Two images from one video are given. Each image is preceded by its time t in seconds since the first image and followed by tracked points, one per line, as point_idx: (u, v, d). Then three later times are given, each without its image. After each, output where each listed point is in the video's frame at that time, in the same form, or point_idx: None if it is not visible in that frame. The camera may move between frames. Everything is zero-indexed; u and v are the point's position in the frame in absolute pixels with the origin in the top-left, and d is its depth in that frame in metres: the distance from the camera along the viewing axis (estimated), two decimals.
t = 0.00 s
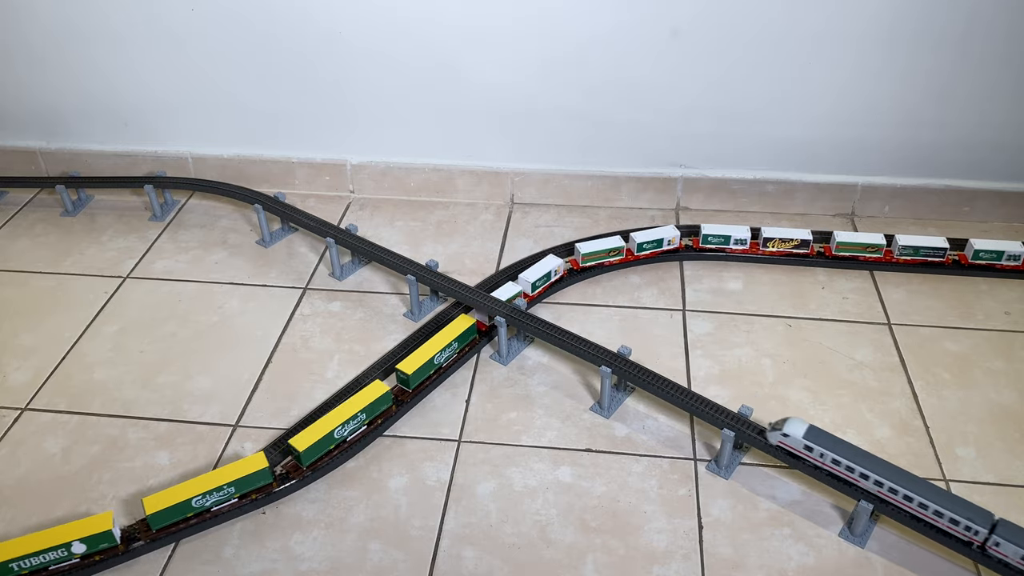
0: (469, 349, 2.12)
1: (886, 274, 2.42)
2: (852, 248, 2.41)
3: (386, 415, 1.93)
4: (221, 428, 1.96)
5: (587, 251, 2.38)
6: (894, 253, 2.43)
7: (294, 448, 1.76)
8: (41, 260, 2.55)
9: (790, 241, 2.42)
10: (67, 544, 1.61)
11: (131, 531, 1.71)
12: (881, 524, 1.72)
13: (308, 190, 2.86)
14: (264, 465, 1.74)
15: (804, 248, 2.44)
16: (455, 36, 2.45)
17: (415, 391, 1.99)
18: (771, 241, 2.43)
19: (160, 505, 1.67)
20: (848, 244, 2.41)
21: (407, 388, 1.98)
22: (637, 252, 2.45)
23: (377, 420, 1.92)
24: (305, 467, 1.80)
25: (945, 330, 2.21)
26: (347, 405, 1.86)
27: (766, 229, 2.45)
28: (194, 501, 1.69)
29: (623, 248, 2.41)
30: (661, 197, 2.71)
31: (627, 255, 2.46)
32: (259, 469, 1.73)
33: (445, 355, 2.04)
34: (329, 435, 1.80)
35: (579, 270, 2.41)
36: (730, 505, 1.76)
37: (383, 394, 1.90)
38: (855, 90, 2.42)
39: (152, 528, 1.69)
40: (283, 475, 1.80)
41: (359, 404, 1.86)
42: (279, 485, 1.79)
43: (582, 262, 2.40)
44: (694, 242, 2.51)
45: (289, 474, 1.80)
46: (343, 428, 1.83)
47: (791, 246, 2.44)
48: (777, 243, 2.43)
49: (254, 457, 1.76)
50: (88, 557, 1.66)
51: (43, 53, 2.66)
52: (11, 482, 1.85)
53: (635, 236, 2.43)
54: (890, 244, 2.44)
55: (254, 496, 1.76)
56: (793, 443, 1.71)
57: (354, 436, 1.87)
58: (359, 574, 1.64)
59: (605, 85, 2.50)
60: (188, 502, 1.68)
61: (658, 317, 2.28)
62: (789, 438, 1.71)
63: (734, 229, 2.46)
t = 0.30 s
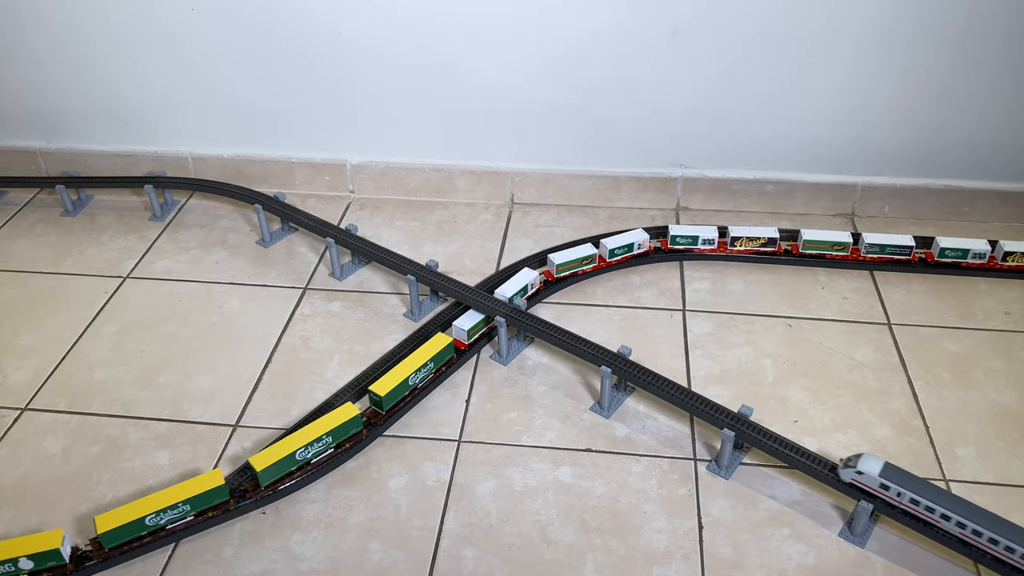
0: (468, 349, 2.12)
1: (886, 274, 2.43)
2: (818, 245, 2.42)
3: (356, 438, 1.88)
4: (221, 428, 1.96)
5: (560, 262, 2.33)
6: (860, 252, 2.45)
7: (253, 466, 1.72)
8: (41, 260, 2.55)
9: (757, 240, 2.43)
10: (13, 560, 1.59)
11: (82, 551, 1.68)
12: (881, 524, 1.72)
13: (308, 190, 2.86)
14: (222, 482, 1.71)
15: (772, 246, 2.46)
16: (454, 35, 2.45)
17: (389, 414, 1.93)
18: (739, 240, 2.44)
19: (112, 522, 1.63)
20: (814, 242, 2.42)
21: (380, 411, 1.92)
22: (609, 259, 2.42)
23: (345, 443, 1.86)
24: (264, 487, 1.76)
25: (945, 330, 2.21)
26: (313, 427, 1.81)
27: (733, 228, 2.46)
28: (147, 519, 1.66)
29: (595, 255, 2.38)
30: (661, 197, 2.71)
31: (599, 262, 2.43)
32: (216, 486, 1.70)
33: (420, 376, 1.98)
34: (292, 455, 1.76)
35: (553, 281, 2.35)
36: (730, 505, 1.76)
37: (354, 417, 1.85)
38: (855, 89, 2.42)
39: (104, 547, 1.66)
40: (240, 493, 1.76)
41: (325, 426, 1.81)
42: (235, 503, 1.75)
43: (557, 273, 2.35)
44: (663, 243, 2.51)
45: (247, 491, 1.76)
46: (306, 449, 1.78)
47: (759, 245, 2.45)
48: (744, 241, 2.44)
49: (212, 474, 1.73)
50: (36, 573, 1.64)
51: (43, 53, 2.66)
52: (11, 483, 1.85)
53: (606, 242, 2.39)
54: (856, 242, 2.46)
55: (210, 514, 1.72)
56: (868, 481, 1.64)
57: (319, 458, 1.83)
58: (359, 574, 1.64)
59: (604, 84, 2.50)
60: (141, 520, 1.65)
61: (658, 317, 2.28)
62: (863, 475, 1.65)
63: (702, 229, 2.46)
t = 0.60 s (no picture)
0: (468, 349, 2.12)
1: (886, 274, 2.43)
2: (785, 244, 2.43)
3: (320, 462, 1.83)
4: (221, 428, 1.96)
5: (536, 275, 2.27)
6: (827, 249, 2.45)
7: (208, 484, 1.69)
8: (41, 260, 2.55)
9: (724, 240, 2.44)
10: None
11: (31, 567, 1.65)
12: (881, 524, 1.72)
13: (308, 190, 2.86)
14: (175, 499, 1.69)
15: (740, 244, 2.46)
16: (454, 35, 2.45)
17: (359, 437, 1.88)
18: (707, 240, 2.44)
19: (62, 539, 1.61)
20: (781, 240, 2.42)
21: (350, 434, 1.87)
22: (583, 267, 2.38)
23: (163, 529, 1.70)
24: (219, 505, 1.73)
25: (945, 330, 2.21)
26: (275, 447, 1.77)
27: (700, 228, 2.46)
28: (98, 536, 1.63)
29: (568, 266, 2.33)
30: (661, 197, 2.71)
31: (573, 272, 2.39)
32: (170, 503, 1.68)
33: (393, 398, 1.92)
34: (247, 475, 1.72)
35: (530, 295, 2.30)
36: (730, 505, 1.76)
37: (318, 440, 1.80)
38: (855, 89, 2.42)
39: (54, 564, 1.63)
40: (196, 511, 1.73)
41: (287, 448, 1.77)
42: (190, 520, 1.72)
43: (533, 286, 2.29)
44: (631, 248, 2.50)
45: (202, 509, 1.73)
46: (265, 470, 1.74)
47: (727, 244, 2.46)
48: (712, 241, 2.45)
49: (167, 491, 1.71)
50: None
51: (43, 53, 2.66)
52: (11, 482, 1.85)
53: (577, 250, 2.35)
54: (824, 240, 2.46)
55: (165, 531, 1.69)
56: (948, 521, 1.58)
57: (279, 480, 1.78)
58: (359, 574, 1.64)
59: (604, 84, 2.50)
60: (91, 538, 1.62)
61: (658, 317, 2.28)
62: (943, 516, 1.58)
63: (670, 231, 2.46)
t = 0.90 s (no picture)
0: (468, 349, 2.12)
1: (886, 274, 2.43)
2: (753, 241, 2.44)
3: (280, 483, 1.79)
4: (221, 428, 1.96)
5: (514, 289, 2.22)
6: (795, 247, 2.46)
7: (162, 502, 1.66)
8: (41, 260, 2.55)
9: (692, 239, 2.45)
10: None
11: None
12: (881, 524, 1.72)
13: (308, 189, 2.86)
14: (129, 519, 1.65)
15: (707, 243, 2.48)
16: (454, 34, 2.45)
17: (324, 459, 1.83)
18: (676, 241, 2.45)
19: (10, 554, 1.58)
20: (749, 238, 2.44)
21: (316, 456, 1.82)
22: (558, 279, 2.34)
23: (115, 547, 1.67)
24: (173, 523, 1.70)
25: (945, 330, 2.21)
26: (234, 466, 1.73)
27: (668, 230, 2.46)
28: (47, 552, 1.60)
29: (544, 278, 2.29)
30: (661, 197, 2.71)
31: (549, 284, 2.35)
32: (122, 523, 1.64)
33: (363, 421, 1.87)
34: (204, 494, 1.69)
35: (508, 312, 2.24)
36: (730, 505, 1.76)
37: (279, 461, 1.75)
38: (855, 89, 2.42)
39: None
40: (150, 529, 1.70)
41: (247, 467, 1.73)
42: (144, 537, 1.70)
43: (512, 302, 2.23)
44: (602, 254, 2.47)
45: (156, 527, 1.71)
46: (221, 490, 1.71)
47: (695, 244, 2.47)
48: (681, 242, 2.45)
49: (121, 508, 1.67)
50: None
51: (43, 52, 2.66)
52: (11, 483, 1.85)
53: (552, 261, 2.32)
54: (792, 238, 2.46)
55: (117, 550, 1.67)
56: None
57: (238, 499, 1.75)
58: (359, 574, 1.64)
59: (604, 84, 2.50)
60: (40, 554, 1.60)
61: (658, 317, 2.28)
62: None
63: (640, 235, 2.44)
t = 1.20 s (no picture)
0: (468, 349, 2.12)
1: (885, 275, 2.43)
2: (721, 241, 2.46)
3: (238, 501, 1.75)
4: (221, 428, 1.96)
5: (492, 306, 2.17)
6: (763, 246, 2.47)
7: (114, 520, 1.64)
8: (41, 260, 2.55)
9: (662, 240, 2.44)
10: None
11: None
12: (881, 524, 1.72)
13: (308, 189, 2.86)
14: (79, 537, 1.63)
15: (676, 244, 2.48)
16: (454, 34, 2.44)
17: (285, 480, 1.79)
18: (646, 244, 2.43)
19: None
20: (717, 237, 2.45)
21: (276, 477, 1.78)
22: (535, 292, 2.29)
23: (64, 565, 1.65)
24: (126, 542, 1.67)
25: (945, 330, 2.21)
26: (189, 484, 1.71)
27: (637, 233, 2.45)
28: None
29: (522, 291, 2.25)
30: (661, 197, 2.71)
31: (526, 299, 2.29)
32: (72, 541, 1.62)
33: (328, 443, 1.82)
34: (158, 513, 1.66)
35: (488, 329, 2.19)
36: (730, 505, 1.76)
37: (236, 479, 1.72)
38: (855, 89, 2.42)
39: None
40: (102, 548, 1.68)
41: (203, 485, 1.70)
42: (95, 557, 1.67)
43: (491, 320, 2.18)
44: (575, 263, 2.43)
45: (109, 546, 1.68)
46: (176, 508, 1.68)
47: (665, 245, 2.46)
48: (651, 244, 2.44)
49: (74, 525, 1.66)
50: None
51: (42, 52, 2.66)
52: (11, 483, 1.85)
53: (526, 274, 2.27)
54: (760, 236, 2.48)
55: (66, 568, 1.65)
56: None
57: (194, 517, 1.72)
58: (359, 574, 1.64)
59: (604, 84, 2.50)
60: None
61: (658, 317, 2.28)
62: None
63: (611, 240, 2.42)
